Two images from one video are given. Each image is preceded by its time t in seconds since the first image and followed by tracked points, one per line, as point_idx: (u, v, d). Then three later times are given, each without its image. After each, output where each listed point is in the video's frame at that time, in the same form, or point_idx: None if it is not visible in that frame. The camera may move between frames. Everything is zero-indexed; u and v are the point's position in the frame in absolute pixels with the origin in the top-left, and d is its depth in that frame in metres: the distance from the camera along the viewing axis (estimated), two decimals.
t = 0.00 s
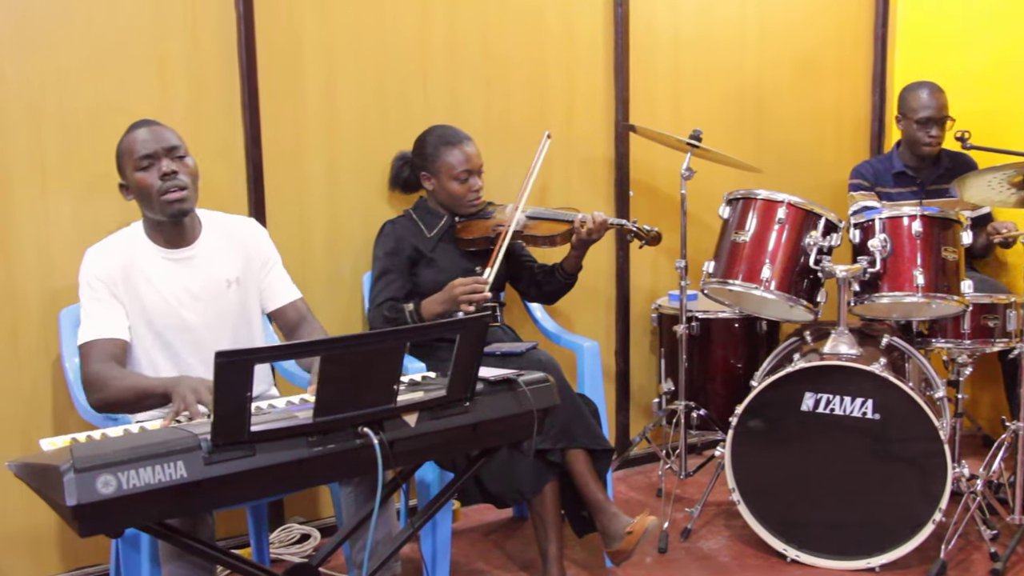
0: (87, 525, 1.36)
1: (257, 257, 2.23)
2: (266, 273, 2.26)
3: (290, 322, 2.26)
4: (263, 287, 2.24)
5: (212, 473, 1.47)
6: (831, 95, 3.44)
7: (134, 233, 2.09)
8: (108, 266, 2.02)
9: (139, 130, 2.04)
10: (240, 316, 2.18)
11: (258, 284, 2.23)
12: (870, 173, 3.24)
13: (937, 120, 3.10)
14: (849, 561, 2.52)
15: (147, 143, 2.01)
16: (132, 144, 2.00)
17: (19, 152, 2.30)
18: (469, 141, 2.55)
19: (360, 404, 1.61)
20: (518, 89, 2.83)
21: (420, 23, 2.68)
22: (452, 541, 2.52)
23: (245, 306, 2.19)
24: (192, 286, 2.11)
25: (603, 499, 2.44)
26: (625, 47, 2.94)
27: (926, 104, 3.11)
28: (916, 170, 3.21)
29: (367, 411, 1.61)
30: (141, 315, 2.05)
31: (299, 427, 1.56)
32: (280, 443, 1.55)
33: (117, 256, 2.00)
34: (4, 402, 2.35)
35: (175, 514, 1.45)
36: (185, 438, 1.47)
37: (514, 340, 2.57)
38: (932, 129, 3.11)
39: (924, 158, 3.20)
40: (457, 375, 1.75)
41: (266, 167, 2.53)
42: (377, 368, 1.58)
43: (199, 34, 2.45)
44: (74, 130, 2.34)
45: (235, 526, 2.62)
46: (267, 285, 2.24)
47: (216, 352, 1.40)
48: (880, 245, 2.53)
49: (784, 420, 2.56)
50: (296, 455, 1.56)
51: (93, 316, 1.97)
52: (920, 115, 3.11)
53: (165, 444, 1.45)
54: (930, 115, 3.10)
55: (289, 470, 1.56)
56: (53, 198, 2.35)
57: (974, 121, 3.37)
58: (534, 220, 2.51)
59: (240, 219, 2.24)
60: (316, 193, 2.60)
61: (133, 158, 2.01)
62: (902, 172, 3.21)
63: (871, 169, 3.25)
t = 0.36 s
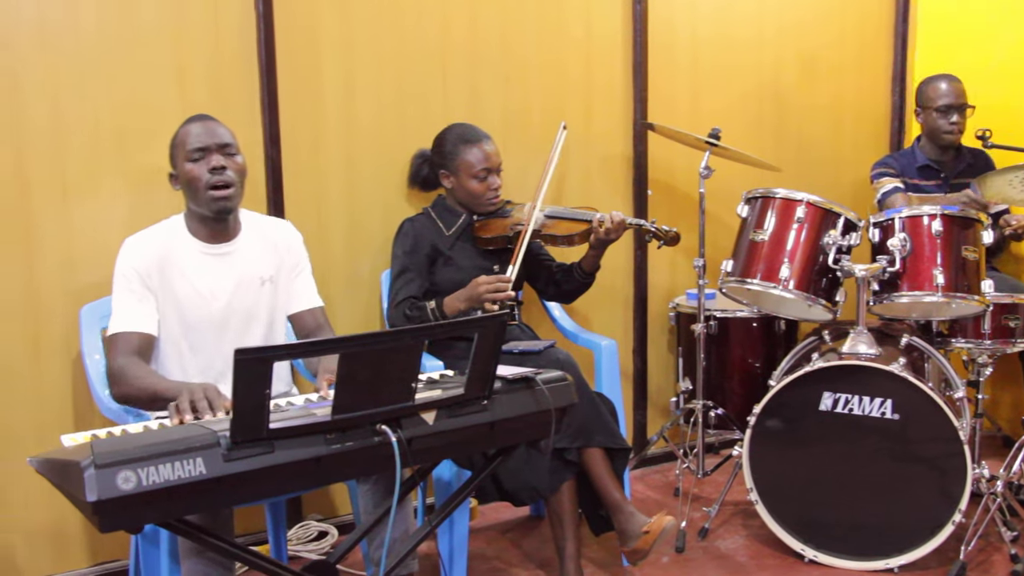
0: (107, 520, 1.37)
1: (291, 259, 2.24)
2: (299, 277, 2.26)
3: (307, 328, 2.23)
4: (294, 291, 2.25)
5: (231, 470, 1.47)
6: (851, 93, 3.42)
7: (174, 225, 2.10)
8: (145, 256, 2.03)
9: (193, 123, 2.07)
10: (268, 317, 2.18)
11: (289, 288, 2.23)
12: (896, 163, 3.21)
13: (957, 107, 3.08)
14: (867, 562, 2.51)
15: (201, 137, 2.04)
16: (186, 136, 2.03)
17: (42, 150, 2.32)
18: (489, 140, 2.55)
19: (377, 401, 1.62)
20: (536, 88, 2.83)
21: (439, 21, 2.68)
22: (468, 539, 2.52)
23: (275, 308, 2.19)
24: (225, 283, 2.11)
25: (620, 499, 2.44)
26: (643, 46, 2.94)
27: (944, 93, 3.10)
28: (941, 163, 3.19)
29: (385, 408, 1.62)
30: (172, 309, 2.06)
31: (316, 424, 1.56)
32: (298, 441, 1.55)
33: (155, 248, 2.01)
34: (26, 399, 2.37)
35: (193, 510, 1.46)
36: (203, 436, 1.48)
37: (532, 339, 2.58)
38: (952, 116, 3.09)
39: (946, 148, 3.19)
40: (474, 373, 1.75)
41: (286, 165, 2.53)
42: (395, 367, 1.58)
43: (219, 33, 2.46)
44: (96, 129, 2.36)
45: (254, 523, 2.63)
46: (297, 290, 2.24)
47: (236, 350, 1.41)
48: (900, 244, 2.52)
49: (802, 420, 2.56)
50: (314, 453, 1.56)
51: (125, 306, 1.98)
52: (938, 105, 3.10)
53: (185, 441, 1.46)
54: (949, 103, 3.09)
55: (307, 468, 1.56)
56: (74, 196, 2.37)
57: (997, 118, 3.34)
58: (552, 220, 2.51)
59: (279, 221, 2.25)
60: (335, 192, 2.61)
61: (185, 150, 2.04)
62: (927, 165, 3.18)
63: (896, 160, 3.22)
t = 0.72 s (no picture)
0: (143, 516, 1.38)
1: (338, 261, 2.28)
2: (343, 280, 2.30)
3: (345, 331, 2.23)
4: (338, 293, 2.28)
5: (266, 467, 1.48)
6: (886, 93, 3.40)
7: (228, 220, 2.15)
8: (200, 249, 2.07)
9: (255, 122, 2.14)
10: (311, 316, 2.22)
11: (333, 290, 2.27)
12: (927, 174, 3.17)
13: (1006, 119, 3.04)
14: (901, 566, 2.48)
15: (263, 135, 2.11)
16: (249, 134, 2.09)
17: (82, 149, 2.35)
18: (522, 139, 2.55)
19: (410, 400, 1.61)
20: (569, 87, 2.83)
21: (474, 21, 2.69)
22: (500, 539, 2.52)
23: (318, 308, 2.24)
24: (272, 280, 2.16)
25: (652, 499, 2.44)
26: (677, 45, 2.93)
27: (992, 104, 3.05)
28: (975, 170, 3.18)
29: (418, 407, 1.62)
30: (220, 302, 2.11)
31: (349, 423, 1.56)
32: (331, 439, 1.56)
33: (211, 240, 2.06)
34: (65, 395, 2.40)
35: (227, 507, 1.47)
36: (238, 433, 1.48)
37: (564, 339, 2.58)
38: (1002, 128, 3.05)
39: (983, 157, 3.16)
40: (508, 373, 1.75)
41: (320, 164, 2.55)
42: (429, 367, 1.58)
43: (255, 34, 2.48)
44: (134, 129, 2.39)
45: (286, 520, 2.64)
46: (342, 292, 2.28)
47: (270, 347, 1.41)
48: (936, 246, 2.49)
49: (836, 422, 2.54)
50: (347, 451, 1.57)
51: (176, 294, 2.02)
52: (987, 116, 3.05)
53: (220, 439, 1.47)
54: (998, 114, 3.04)
55: (339, 466, 1.57)
56: (112, 195, 2.40)
57: None
58: (585, 219, 2.51)
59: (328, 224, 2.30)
60: (369, 191, 2.62)
61: (247, 147, 2.10)
62: (961, 173, 3.15)
63: (928, 171, 3.19)
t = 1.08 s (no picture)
0: (173, 512, 1.39)
1: (351, 256, 2.27)
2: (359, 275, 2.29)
3: (368, 326, 2.24)
4: (354, 288, 2.27)
5: (295, 465, 1.49)
6: (918, 92, 3.37)
7: (236, 223, 2.15)
8: (210, 253, 2.08)
9: (260, 122, 2.14)
10: (329, 314, 2.22)
11: (349, 286, 2.27)
12: (957, 170, 3.16)
13: (1014, 116, 2.99)
14: (930, 570, 2.45)
15: (268, 135, 2.11)
16: (254, 134, 2.10)
17: (115, 150, 2.38)
18: (551, 139, 2.55)
19: (439, 399, 1.61)
20: (598, 87, 2.82)
21: (504, 20, 2.69)
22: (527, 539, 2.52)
23: (334, 305, 2.23)
24: (285, 279, 2.16)
25: (681, 499, 2.42)
26: (707, 45, 2.91)
27: (1002, 101, 3.01)
28: (1007, 165, 3.12)
29: (445, 407, 1.61)
30: (235, 304, 2.11)
31: (377, 422, 1.56)
32: (360, 438, 1.56)
33: (219, 245, 2.06)
34: (97, 392, 2.44)
35: (255, 505, 1.48)
36: (268, 431, 1.49)
37: (593, 339, 2.58)
38: (1010, 125, 2.99)
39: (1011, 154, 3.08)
40: (536, 373, 1.74)
41: (351, 164, 2.56)
42: (459, 367, 1.58)
43: (286, 33, 2.49)
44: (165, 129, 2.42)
45: (314, 518, 2.65)
46: (359, 287, 2.26)
47: (300, 345, 1.41)
48: (968, 247, 2.47)
49: (865, 423, 2.52)
50: (375, 450, 1.57)
51: (189, 300, 2.03)
52: (993, 114, 3.03)
53: (250, 436, 1.48)
54: (1005, 112, 3.00)
55: (368, 465, 1.57)
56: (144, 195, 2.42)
57: None
58: (614, 219, 2.51)
59: (338, 218, 2.29)
60: (399, 191, 2.62)
61: (252, 147, 2.10)
62: (992, 170, 3.12)
63: (958, 166, 3.17)
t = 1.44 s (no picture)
0: (199, 510, 1.40)
1: (363, 254, 2.25)
2: (372, 275, 2.27)
3: (384, 327, 2.24)
4: (367, 287, 2.26)
5: (319, 464, 1.49)
6: (946, 93, 3.34)
7: (243, 228, 2.16)
8: (216, 257, 2.10)
9: (254, 126, 2.13)
10: (342, 313, 2.21)
11: (361, 285, 2.25)
12: (987, 172, 3.13)
13: None
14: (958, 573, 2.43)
15: (261, 141, 2.10)
16: (247, 140, 2.09)
17: (143, 149, 2.41)
18: (575, 140, 2.55)
19: (463, 399, 1.61)
20: (624, 87, 2.82)
21: (531, 21, 2.69)
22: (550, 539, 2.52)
23: (347, 304, 2.22)
24: (295, 280, 2.16)
25: (704, 502, 2.42)
26: (733, 44, 2.90)
27: None
28: None
29: (470, 407, 1.61)
30: (246, 306, 2.12)
31: (403, 421, 1.56)
32: (384, 437, 1.56)
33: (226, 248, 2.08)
34: (124, 389, 2.47)
35: (279, 503, 1.49)
36: (293, 430, 1.50)
37: (617, 340, 2.57)
38: None
39: None
40: (560, 373, 1.74)
41: (375, 164, 2.56)
42: (483, 367, 1.58)
43: (312, 35, 2.50)
44: (192, 129, 2.44)
45: (338, 516, 2.66)
46: (371, 287, 2.26)
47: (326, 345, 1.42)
48: (996, 248, 2.45)
49: (891, 426, 2.51)
50: (400, 449, 1.57)
51: (200, 304, 2.05)
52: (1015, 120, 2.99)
53: (275, 435, 1.49)
54: None
55: (392, 464, 1.57)
56: (171, 195, 2.45)
57: None
58: (638, 220, 2.50)
59: (349, 217, 2.28)
60: (424, 191, 2.63)
61: (246, 153, 2.10)
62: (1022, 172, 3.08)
63: (988, 168, 3.15)
